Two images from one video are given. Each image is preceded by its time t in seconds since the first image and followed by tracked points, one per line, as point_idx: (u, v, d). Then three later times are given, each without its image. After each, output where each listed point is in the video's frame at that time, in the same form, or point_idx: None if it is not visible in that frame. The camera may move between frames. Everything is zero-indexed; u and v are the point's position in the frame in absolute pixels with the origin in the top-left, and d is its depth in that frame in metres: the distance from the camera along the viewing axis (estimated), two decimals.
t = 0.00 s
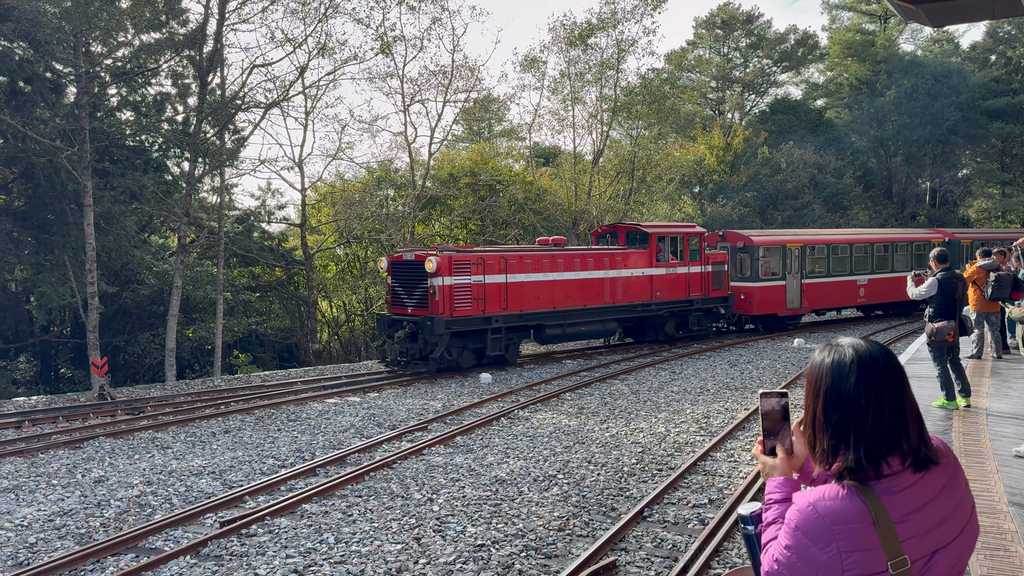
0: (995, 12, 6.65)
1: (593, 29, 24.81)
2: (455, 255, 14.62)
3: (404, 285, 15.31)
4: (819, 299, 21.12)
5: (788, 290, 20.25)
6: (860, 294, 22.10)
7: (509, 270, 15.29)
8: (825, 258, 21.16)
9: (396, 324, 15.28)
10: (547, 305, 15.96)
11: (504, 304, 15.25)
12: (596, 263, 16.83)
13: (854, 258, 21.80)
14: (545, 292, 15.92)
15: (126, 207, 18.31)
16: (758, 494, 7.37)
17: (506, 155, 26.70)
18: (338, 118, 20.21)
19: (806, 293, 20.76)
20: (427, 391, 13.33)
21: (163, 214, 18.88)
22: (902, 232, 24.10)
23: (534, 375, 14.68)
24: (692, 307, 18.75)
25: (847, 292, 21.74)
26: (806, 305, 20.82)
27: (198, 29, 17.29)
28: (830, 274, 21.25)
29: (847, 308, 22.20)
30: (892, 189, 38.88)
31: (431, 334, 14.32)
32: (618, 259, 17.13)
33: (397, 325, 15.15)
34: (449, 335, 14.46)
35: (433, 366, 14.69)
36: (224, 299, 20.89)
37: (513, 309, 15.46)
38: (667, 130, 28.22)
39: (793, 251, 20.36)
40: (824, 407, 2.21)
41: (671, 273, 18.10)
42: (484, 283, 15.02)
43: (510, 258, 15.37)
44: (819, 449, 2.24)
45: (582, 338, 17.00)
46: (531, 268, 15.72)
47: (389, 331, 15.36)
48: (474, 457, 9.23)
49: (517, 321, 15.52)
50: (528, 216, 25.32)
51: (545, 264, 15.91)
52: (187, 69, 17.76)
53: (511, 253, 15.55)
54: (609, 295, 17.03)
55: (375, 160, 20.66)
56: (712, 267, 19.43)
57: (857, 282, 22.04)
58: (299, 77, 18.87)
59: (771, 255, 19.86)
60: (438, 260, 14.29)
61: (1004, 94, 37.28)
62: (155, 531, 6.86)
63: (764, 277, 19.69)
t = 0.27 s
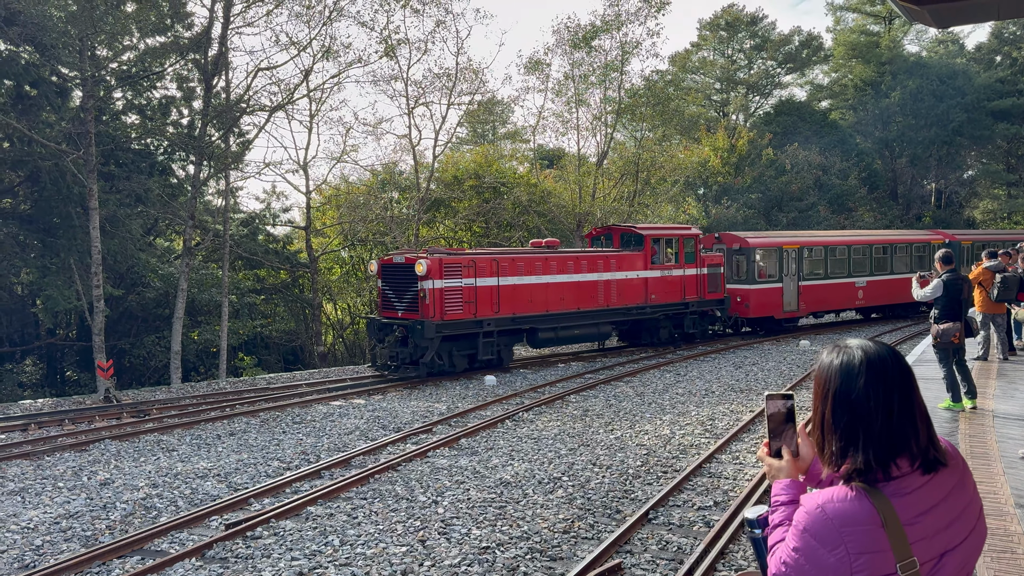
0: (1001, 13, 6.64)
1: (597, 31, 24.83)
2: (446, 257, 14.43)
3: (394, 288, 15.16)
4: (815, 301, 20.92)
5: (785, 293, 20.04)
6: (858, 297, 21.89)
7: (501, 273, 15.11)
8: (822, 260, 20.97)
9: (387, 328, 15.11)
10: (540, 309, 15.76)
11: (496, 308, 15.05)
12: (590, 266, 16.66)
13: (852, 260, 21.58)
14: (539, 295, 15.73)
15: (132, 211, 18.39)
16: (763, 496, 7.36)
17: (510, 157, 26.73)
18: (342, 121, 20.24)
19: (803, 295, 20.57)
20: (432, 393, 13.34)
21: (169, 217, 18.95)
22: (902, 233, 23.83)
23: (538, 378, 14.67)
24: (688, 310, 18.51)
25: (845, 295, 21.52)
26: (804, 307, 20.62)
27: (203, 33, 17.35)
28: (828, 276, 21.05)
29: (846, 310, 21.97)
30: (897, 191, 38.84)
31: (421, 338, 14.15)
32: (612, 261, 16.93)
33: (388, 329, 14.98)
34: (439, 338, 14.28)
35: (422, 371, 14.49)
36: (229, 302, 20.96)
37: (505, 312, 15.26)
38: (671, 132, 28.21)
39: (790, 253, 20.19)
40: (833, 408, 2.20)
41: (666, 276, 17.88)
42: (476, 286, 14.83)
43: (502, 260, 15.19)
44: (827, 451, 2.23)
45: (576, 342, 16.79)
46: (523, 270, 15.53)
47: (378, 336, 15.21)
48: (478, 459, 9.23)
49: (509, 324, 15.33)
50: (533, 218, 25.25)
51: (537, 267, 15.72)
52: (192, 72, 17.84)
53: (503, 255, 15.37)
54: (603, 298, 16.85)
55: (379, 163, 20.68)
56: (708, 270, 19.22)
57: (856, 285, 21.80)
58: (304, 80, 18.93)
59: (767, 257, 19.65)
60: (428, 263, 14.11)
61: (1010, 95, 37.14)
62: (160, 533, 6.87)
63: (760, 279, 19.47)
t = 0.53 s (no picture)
0: (1008, 12, 6.62)
1: (601, 33, 24.86)
2: (438, 260, 14.31)
3: (385, 291, 14.98)
4: (814, 303, 20.73)
5: (782, 295, 19.88)
6: (858, 298, 21.69)
7: (493, 275, 14.96)
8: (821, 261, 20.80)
9: (378, 331, 14.96)
10: (533, 311, 15.63)
11: (488, 310, 14.90)
12: (584, 268, 16.51)
13: (851, 261, 21.36)
14: (532, 298, 15.61)
15: (138, 213, 18.48)
16: (770, 498, 7.35)
17: (515, 159, 26.76)
18: (348, 124, 20.32)
19: (801, 297, 20.39)
20: (438, 395, 13.35)
21: (175, 219, 19.03)
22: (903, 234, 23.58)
23: (544, 379, 14.67)
24: (685, 312, 18.32)
25: (844, 296, 21.31)
26: (802, 309, 20.45)
27: (209, 36, 17.46)
28: (827, 277, 20.87)
29: (845, 312, 21.77)
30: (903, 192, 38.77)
31: (412, 341, 14.00)
32: (607, 263, 16.78)
33: (378, 333, 14.82)
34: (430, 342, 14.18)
35: (412, 375, 14.33)
36: (235, 304, 21.04)
37: (497, 315, 15.12)
38: (677, 133, 28.20)
39: (787, 255, 20.04)
40: (843, 407, 2.20)
41: (662, 278, 17.71)
42: (467, 289, 14.69)
43: (495, 263, 15.05)
44: (837, 450, 2.23)
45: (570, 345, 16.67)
46: (516, 273, 15.40)
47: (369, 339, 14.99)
48: (484, 461, 9.24)
49: (502, 327, 15.20)
50: (538, 220, 25.19)
51: (530, 269, 15.58)
52: (198, 75, 17.94)
53: (496, 257, 15.21)
54: (598, 301, 16.70)
55: (384, 165, 20.72)
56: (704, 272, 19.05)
57: (856, 286, 21.57)
58: (309, 83, 19.01)
59: (764, 259, 19.47)
60: (419, 265, 13.95)
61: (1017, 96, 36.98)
62: (168, 535, 6.91)
63: (757, 281, 19.29)
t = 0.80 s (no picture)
0: (1016, 13, 6.60)
1: (607, 35, 24.87)
2: (429, 262, 14.17)
3: (377, 295, 14.86)
4: (814, 305, 20.59)
5: (781, 297, 19.76)
6: (858, 300, 21.55)
7: (486, 278, 14.86)
8: (820, 263, 20.67)
9: (369, 335, 14.80)
10: (527, 314, 15.53)
11: (481, 313, 14.80)
12: (579, 270, 16.40)
13: (851, 263, 21.22)
14: (527, 301, 15.51)
15: (146, 216, 18.58)
16: (778, 500, 7.34)
17: (521, 161, 26.77)
18: (354, 126, 20.38)
19: (800, 299, 20.24)
20: (445, 397, 13.36)
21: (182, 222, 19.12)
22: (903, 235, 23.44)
23: (550, 381, 14.66)
24: (681, 314, 18.23)
25: (843, 298, 21.19)
26: (801, 311, 20.30)
27: (216, 39, 17.53)
28: (826, 279, 20.75)
29: (845, 314, 21.63)
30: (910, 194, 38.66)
31: (404, 345, 13.87)
32: (602, 265, 16.69)
33: (369, 336, 14.67)
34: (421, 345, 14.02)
35: (403, 380, 14.11)
36: (242, 307, 21.12)
37: (491, 318, 15.03)
38: (683, 135, 28.15)
39: (785, 256, 19.91)
40: (854, 407, 2.19)
41: (659, 280, 17.61)
42: (460, 292, 14.58)
43: (488, 265, 14.94)
44: (846, 451, 2.22)
45: (565, 348, 16.57)
46: (509, 275, 15.31)
47: (360, 343, 14.80)
48: (491, 463, 9.25)
49: (495, 330, 15.10)
50: (544, 222, 25.18)
51: (524, 271, 15.49)
52: (205, 79, 18.03)
53: (489, 260, 15.12)
54: (593, 303, 16.59)
55: (390, 168, 20.73)
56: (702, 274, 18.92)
57: (855, 288, 21.43)
58: (316, 86, 19.07)
59: (762, 260, 19.34)
60: (410, 268, 13.86)
61: None
62: (175, 536, 6.94)
63: (754, 283, 19.16)
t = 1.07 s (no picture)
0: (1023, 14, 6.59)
1: (613, 37, 24.88)
2: (420, 265, 13.90)
3: (366, 298, 14.46)
4: (813, 307, 20.47)
5: (781, 299, 19.67)
6: (858, 302, 21.45)
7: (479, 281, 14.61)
8: (819, 265, 20.57)
9: (359, 339, 14.45)
10: (521, 317, 15.31)
11: (475, 317, 14.55)
12: (575, 273, 16.21)
13: (851, 265, 21.12)
14: (522, 304, 15.29)
15: (154, 219, 18.69)
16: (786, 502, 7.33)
17: (527, 163, 26.82)
18: (361, 129, 20.44)
19: (800, 302, 20.15)
20: (452, 400, 13.37)
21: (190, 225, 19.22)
22: (903, 236, 23.37)
23: (557, 384, 14.64)
24: (678, 317, 18.10)
25: (843, 301, 21.10)
26: (801, 314, 20.20)
27: (223, 43, 17.60)
28: (826, 282, 20.64)
29: (845, 316, 21.54)
30: (918, 195, 38.61)
31: (395, 349, 13.56)
32: (598, 268, 16.50)
33: (359, 341, 14.32)
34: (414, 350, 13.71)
35: (394, 386, 13.80)
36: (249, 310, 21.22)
37: (484, 322, 14.78)
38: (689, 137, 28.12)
39: (784, 258, 19.77)
40: (867, 412, 2.14)
41: (655, 283, 17.46)
42: (453, 295, 14.31)
43: (481, 268, 14.72)
44: (858, 456, 2.17)
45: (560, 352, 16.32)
46: (503, 278, 15.06)
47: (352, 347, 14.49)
48: (498, 465, 9.25)
49: (489, 334, 14.85)
50: (550, 224, 25.16)
51: (518, 274, 15.26)
52: (212, 82, 18.14)
53: (482, 262, 14.86)
54: (589, 306, 16.41)
55: (397, 170, 20.77)
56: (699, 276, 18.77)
57: (856, 290, 21.34)
58: (323, 89, 19.15)
59: (761, 262, 19.26)
60: (402, 271, 13.51)
61: None
62: (184, 539, 6.97)
63: (753, 285, 19.10)
